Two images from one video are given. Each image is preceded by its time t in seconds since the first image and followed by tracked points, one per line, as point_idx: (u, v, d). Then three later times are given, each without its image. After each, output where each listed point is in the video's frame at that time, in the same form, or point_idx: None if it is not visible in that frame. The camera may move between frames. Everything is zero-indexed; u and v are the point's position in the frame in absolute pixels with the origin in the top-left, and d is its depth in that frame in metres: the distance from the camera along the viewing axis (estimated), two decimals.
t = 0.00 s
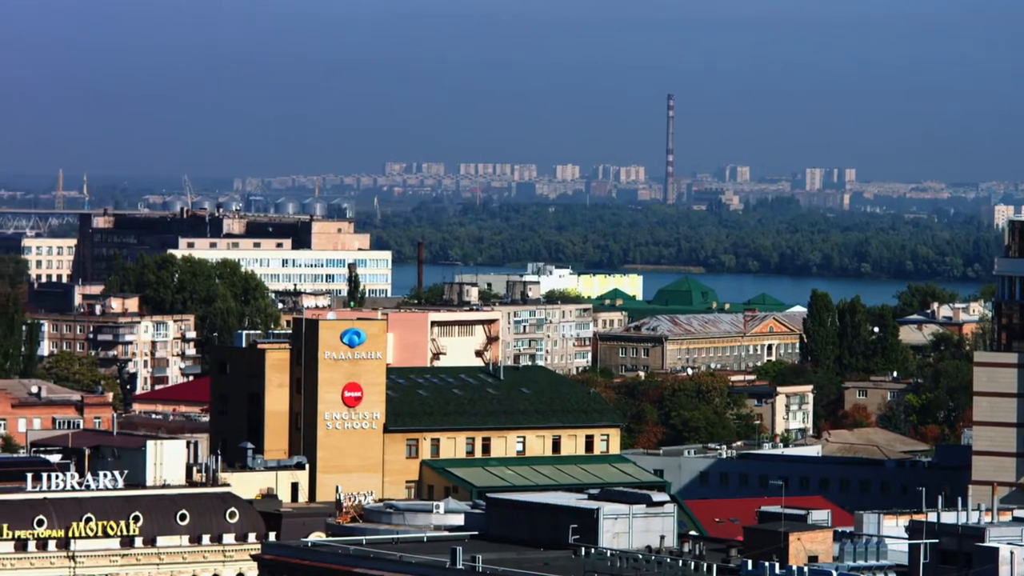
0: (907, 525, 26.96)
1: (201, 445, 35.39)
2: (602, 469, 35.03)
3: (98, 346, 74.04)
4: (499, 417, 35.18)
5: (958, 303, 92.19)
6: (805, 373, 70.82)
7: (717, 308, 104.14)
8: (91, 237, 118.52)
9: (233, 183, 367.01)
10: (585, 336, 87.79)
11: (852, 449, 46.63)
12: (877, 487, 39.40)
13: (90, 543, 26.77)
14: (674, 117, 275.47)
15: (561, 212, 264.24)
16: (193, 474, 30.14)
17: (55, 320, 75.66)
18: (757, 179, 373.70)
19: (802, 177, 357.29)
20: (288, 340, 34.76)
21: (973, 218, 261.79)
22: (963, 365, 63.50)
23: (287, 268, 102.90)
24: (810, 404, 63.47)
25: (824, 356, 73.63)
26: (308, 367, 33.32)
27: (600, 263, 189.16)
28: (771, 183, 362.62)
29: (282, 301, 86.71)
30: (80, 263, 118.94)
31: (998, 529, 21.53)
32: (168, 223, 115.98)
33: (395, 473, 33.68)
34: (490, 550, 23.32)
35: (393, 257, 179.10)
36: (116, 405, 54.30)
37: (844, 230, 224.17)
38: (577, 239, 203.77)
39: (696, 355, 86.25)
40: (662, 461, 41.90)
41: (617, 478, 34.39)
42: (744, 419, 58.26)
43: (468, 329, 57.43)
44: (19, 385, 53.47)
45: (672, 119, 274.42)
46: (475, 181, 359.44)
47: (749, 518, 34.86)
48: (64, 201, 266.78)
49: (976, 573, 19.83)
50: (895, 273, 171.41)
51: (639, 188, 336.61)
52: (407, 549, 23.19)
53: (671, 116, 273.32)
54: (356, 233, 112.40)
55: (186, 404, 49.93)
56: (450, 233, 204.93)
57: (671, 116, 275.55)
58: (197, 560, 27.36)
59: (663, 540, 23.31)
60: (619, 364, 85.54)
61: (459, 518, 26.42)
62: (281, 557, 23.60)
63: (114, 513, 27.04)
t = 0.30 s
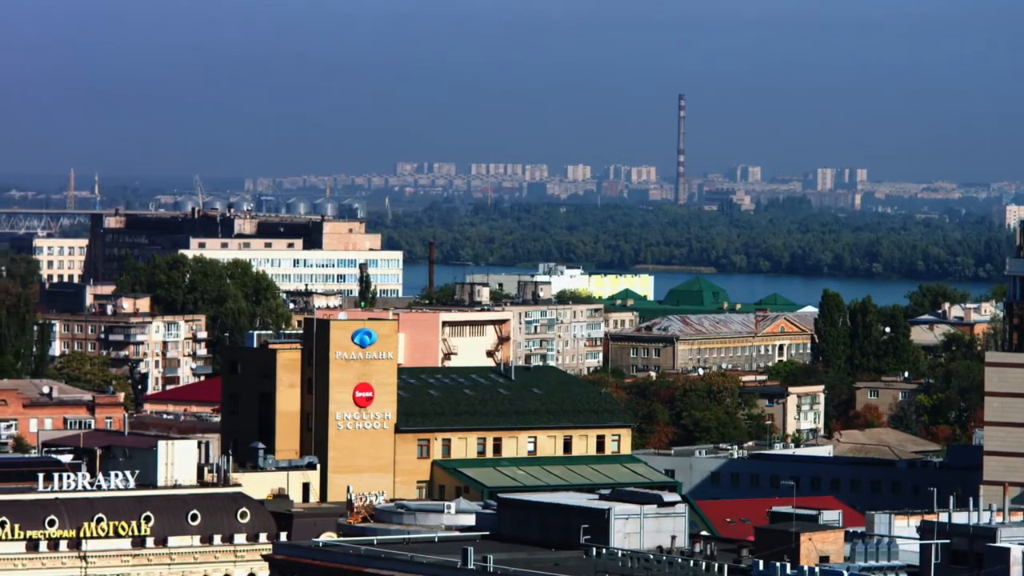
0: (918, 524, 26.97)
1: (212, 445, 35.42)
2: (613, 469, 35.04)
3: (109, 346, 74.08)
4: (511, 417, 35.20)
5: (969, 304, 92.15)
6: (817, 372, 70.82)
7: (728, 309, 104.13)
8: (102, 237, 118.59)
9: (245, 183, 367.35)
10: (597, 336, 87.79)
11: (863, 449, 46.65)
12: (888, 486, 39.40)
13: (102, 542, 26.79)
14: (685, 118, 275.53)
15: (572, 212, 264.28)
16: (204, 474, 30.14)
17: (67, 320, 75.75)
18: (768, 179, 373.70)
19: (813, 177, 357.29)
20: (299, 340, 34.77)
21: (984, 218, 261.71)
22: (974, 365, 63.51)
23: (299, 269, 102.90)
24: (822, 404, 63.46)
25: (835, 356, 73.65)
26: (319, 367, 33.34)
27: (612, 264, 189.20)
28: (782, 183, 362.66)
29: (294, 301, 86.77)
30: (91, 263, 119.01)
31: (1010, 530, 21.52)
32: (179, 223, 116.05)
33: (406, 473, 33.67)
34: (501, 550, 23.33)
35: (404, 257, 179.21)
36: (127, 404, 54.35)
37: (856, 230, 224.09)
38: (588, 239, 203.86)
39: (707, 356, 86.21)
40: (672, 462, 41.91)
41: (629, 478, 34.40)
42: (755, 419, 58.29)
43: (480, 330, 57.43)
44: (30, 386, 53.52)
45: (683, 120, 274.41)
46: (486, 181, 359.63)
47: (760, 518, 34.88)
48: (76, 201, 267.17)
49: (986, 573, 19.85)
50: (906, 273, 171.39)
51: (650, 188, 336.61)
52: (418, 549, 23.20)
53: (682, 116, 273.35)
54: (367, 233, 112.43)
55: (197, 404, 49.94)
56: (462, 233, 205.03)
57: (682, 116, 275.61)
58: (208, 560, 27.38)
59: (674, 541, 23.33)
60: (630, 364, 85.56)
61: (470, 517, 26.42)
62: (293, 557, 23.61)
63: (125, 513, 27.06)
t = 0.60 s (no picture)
0: (932, 524, 26.98)
1: (226, 445, 35.45)
2: (627, 469, 35.03)
3: (124, 346, 74.21)
4: (524, 417, 35.19)
5: (983, 304, 92.09)
6: (832, 373, 70.76)
7: (742, 309, 104.08)
8: (117, 237, 118.66)
9: (259, 183, 367.55)
10: (611, 336, 87.80)
11: (877, 449, 46.68)
12: (902, 487, 39.34)
13: (117, 542, 26.82)
14: (699, 118, 275.55)
15: (587, 212, 264.39)
16: (219, 474, 30.16)
17: (81, 320, 75.85)
18: (783, 179, 373.71)
19: (827, 178, 357.23)
20: (313, 340, 34.77)
21: (1000, 219, 261.51)
22: (990, 365, 63.46)
23: (313, 269, 102.96)
24: (835, 404, 63.43)
25: (849, 355, 73.59)
26: (333, 367, 33.33)
27: (626, 264, 189.27)
28: (796, 183, 362.70)
29: (308, 301, 86.87)
30: (106, 263, 119.16)
31: None
32: (193, 223, 116.14)
33: (420, 473, 33.67)
34: (514, 550, 23.35)
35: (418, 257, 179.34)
36: (141, 405, 54.42)
37: (870, 230, 223.98)
38: (601, 239, 203.93)
39: (721, 356, 86.20)
40: (686, 462, 41.88)
41: (643, 478, 34.40)
42: (769, 419, 58.34)
43: (494, 330, 57.40)
44: (45, 386, 53.59)
45: (696, 119, 274.40)
46: (500, 181, 359.57)
47: (774, 518, 34.87)
48: (90, 202, 267.66)
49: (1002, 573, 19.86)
50: (921, 273, 171.35)
51: (664, 188, 336.58)
52: (431, 550, 23.21)
53: (696, 116, 273.35)
54: (382, 233, 112.44)
55: (213, 404, 49.98)
56: (477, 233, 205.12)
57: (696, 116, 275.60)
58: (222, 561, 27.40)
59: (688, 541, 23.33)
60: (644, 364, 85.60)
61: (483, 518, 26.41)
62: (307, 557, 23.61)
63: (140, 512, 27.08)
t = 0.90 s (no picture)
0: (942, 525, 26.98)
1: (238, 444, 35.47)
2: (639, 469, 35.01)
3: (135, 346, 74.27)
4: (536, 417, 35.20)
5: (995, 304, 92.02)
6: (842, 373, 70.68)
7: (753, 309, 103.99)
8: (129, 237, 118.69)
9: (270, 183, 367.91)
10: (622, 336, 87.78)
11: (889, 449, 46.66)
12: (914, 487, 39.32)
13: (128, 542, 26.83)
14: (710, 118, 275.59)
15: (599, 212, 264.38)
16: (231, 475, 30.16)
17: (93, 320, 75.91)
18: (794, 179, 373.64)
19: (839, 178, 357.22)
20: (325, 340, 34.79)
21: (1012, 219, 261.35)
22: (1002, 366, 63.41)
23: (324, 269, 102.95)
24: (847, 405, 63.42)
25: (860, 356, 73.59)
26: (345, 367, 33.35)
27: (637, 264, 189.24)
28: (807, 183, 362.64)
29: (319, 301, 86.92)
30: (117, 264, 119.20)
31: None
32: (205, 223, 116.19)
33: (432, 473, 33.68)
34: (526, 550, 23.35)
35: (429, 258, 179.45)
36: (153, 405, 54.47)
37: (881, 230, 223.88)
38: (612, 239, 203.94)
39: (732, 356, 86.12)
40: (697, 462, 41.87)
41: (654, 478, 34.40)
42: (781, 419, 58.39)
43: (506, 330, 57.38)
44: (56, 385, 53.64)
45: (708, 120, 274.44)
46: (511, 181, 359.52)
47: (786, 518, 34.87)
48: (101, 202, 268.02)
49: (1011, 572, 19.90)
50: (932, 273, 171.40)
51: (676, 188, 336.50)
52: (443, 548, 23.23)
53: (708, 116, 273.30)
54: (393, 233, 112.43)
55: (224, 404, 50.01)
56: (488, 233, 205.21)
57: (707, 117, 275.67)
58: (234, 560, 27.40)
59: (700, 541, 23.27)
60: (655, 364, 85.59)
61: (495, 518, 26.41)
62: (318, 557, 23.63)
63: (151, 513, 27.09)
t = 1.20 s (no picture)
0: (954, 525, 26.98)
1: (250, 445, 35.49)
2: (651, 469, 34.99)
3: (147, 347, 74.33)
4: (548, 417, 35.21)
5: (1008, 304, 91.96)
6: (855, 373, 70.66)
7: (765, 309, 103.98)
8: (141, 237, 118.71)
9: (282, 183, 368.10)
10: (634, 336, 87.78)
11: (901, 449, 46.66)
12: (926, 487, 39.30)
13: (140, 542, 26.86)
14: (722, 118, 275.59)
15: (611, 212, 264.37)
16: (242, 475, 30.18)
17: (105, 320, 76.01)
18: (806, 180, 373.61)
19: (851, 178, 357.14)
20: (337, 340, 34.80)
21: None
22: (1014, 366, 63.36)
23: (336, 269, 102.95)
24: (859, 405, 63.38)
25: (872, 356, 73.60)
26: (357, 368, 33.37)
27: (649, 263, 189.16)
28: (820, 183, 362.61)
29: (331, 301, 86.99)
30: (129, 264, 119.24)
31: None
32: (217, 223, 116.23)
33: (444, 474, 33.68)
34: (538, 550, 23.36)
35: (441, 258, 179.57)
36: (165, 405, 54.54)
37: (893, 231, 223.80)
38: (624, 239, 204.02)
39: (745, 356, 86.06)
40: (709, 462, 41.84)
41: (666, 478, 34.40)
42: (793, 419, 58.41)
43: (518, 330, 57.36)
44: (68, 385, 53.70)
45: (720, 120, 274.50)
46: (523, 181, 359.55)
47: (798, 518, 34.88)
48: (113, 203, 268.30)
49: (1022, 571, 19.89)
50: (944, 273, 171.40)
51: (688, 188, 336.49)
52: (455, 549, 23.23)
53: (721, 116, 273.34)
54: (405, 233, 112.43)
55: (236, 404, 50.04)
56: (500, 233, 205.31)
57: (719, 117, 275.67)
58: (246, 561, 27.41)
59: (711, 542, 23.26)
60: (667, 364, 85.57)
61: (507, 518, 26.41)
62: (330, 557, 23.63)
63: (163, 513, 27.11)
